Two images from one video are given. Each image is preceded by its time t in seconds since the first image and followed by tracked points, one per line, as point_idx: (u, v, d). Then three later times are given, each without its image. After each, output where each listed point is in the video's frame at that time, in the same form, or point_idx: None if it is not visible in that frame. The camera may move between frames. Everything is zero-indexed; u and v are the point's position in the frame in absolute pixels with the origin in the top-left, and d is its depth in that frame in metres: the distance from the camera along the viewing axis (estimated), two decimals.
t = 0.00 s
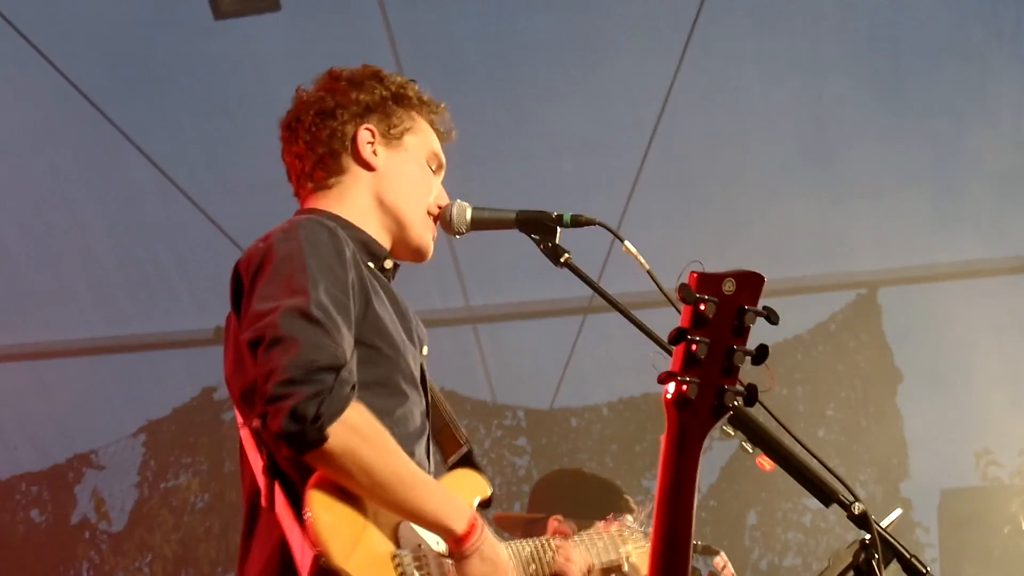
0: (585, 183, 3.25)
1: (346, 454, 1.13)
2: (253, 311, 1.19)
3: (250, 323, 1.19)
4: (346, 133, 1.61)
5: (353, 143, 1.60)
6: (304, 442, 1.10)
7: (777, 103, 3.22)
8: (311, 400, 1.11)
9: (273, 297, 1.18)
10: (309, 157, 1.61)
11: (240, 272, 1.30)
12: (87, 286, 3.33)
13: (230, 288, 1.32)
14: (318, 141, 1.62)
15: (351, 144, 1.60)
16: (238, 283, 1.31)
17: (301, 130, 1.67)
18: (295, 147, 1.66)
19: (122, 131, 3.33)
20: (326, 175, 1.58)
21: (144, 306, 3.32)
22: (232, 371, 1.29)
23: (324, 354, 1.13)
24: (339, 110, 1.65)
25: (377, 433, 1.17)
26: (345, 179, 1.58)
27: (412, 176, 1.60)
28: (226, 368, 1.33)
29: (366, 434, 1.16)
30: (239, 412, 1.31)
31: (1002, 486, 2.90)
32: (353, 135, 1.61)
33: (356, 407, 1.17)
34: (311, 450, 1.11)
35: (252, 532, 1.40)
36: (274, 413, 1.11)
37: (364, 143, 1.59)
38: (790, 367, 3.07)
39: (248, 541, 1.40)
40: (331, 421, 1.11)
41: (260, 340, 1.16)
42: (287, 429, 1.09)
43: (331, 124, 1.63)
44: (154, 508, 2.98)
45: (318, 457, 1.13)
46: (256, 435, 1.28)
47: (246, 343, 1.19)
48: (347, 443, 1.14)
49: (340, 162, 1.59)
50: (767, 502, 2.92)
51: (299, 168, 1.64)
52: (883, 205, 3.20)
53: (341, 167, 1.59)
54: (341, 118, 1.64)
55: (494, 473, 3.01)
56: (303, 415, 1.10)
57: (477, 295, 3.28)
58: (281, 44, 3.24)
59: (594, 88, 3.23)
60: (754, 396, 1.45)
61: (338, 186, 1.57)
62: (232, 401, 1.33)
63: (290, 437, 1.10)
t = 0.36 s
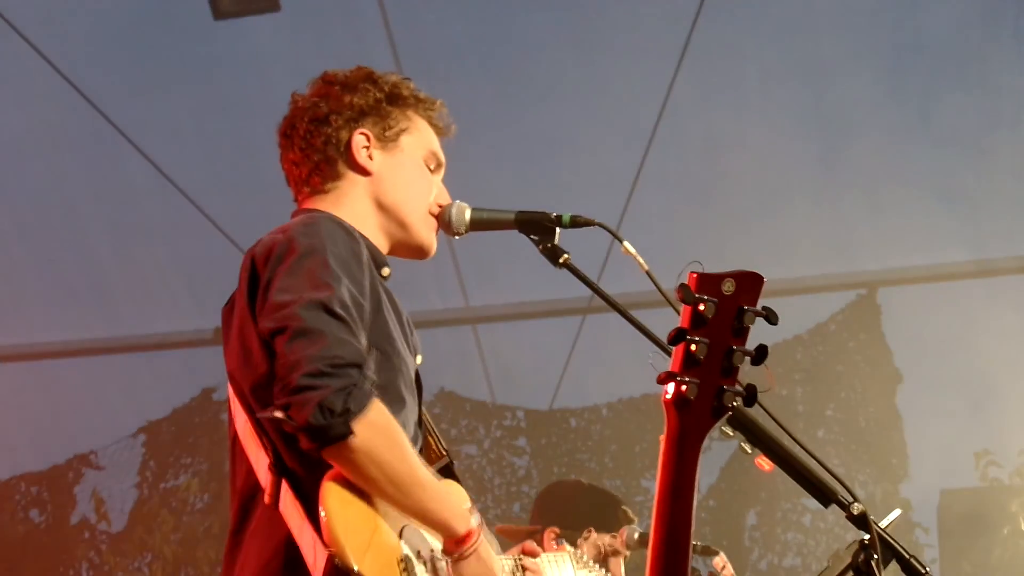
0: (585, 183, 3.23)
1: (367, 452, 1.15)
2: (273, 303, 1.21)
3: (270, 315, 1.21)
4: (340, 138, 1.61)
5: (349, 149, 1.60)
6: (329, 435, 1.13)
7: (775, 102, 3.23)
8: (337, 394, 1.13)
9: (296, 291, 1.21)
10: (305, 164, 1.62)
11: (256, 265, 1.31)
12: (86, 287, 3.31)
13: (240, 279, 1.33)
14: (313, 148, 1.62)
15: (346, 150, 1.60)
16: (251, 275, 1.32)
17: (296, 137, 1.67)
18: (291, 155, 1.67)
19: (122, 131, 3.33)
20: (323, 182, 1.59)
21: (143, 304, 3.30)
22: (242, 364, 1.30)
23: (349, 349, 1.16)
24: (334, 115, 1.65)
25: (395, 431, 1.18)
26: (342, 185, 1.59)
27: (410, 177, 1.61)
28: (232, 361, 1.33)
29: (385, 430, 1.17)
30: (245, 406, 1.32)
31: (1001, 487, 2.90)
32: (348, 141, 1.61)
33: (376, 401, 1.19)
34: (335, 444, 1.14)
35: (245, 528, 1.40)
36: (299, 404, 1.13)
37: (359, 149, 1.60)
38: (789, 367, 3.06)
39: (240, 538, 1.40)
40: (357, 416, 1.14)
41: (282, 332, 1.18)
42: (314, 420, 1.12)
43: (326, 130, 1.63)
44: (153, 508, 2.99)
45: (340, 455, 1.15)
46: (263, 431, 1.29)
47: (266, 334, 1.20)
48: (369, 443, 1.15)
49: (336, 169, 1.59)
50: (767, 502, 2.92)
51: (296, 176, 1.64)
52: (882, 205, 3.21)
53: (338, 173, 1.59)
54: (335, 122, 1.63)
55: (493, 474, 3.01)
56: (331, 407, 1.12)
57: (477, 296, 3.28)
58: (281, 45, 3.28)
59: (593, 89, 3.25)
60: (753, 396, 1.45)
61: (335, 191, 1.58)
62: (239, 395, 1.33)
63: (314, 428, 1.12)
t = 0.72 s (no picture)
0: (585, 184, 3.25)
1: (358, 470, 1.14)
2: (273, 318, 1.21)
3: (270, 330, 1.21)
4: (341, 138, 1.61)
5: (349, 149, 1.60)
6: (322, 457, 1.12)
7: (776, 102, 3.22)
8: (332, 415, 1.13)
9: (296, 307, 1.20)
10: (305, 162, 1.62)
11: (257, 274, 1.30)
12: (88, 287, 3.33)
13: (241, 287, 1.32)
14: (313, 147, 1.62)
15: (347, 150, 1.60)
16: (252, 283, 1.31)
17: (297, 137, 1.67)
18: (291, 153, 1.67)
19: (122, 131, 3.32)
20: (323, 180, 1.59)
21: (145, 305, 3.32)
22: (240, 374, 1.30)
23: (346, 371, 1.16)
24: (335, 115, 1.66)
25: (386, 448, 1.17)
26: (341, 184, 1.58)
27: (410, 176, 1.61)
28: (231, 368, 1.33)
29: (380, 451, 1.16)
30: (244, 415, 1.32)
31: (1000, 487, 2.87)
32: (348, 141, 1.61)
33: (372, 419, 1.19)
34: (329, 464, 1.14)
35: (239, 532, 1.39)
36: (294, 425, 1.13)
37: (359, 148, 1.60)
38: (789, 367, 3.07)
39: (233, 542, 1.39)
40: (351, 437, 1.14)
41: (280, 349, 1.18)
42: (307, 442, 1.12)
43: (326, 129, 1.63)
44: (152, 508, 2.99)
45: (331, 473, 1.14)
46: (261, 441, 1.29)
47: (264, 349, 1.20)
48: (359, 461, 1.14)
49: (335, 168, 1.59)
50: (767, 502, 2.91)
51: (296, 176, 1.64)
52: (881, 206, 3.21)
53: (338, 173, 1.59)
54: (336, 122, 1.64)
55: (492, 474, 2.99)
56: (325, 429, 1.12)
57: (476, 295, 3.28)
58: (281, 44, 3.26)
59: (593, 90, 3.25)
60: (753, 397, 1.45)
61: (334, 190, 1.58)
62: (237, 404, 1.34)
63: (308, 450, 1.12)
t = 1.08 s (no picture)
0: (584, 184, 3.25)
1: (305, 475, 1.14)
2: (229, 329, 1.22)
3: (226, 340, 1.22)
4: (332, 147, 1.61)
5: (340, 159, 1.59)
6: (263, 466, 1.12)
7: (776, 102, 3.22)
8: (269, 426, 1.12)
9: (249, 318, 1.20)
10: (299, 175, 1.61)
11: (228, 285, 1.31)
12: (87, 286, 3.33)
13: (217, 299, 1.34)
14: (304, 159, 1.61)
15: (339, 161, 1.60)
16: (224, 295, 1.33)
17: (287, 149, 1.66)
18: (283, 165, 1.66)
19: (124, 133, 3.33)
20: (318, 192, 1.58)
21: (145, 305, 3.31)
22: (211, 384, 1.32)
23: (287, 381, 1.14)
24: (324, 124, 1.64)
25: (336, 450, 1.17)
26: (336, 195, 1.58)
27: (404, 181, 1.61)
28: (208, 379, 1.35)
29: (329, 455, 1.16)
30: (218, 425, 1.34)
31: (1000, 486, 2.88)
32: (339, 150, 1.60)
33: (318, 426, 1.17)
34: (271, 473, 1.13)
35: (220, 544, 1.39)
36: (234, 435, 1.13)
37: (350, 158, 1.59)
38: (789, 367, 3.07)
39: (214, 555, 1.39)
40: (289, 447, 1.12)
41: (230, 359, 1.18)
42: (245, 453, 1.12)
43: (316, 141, 1.62)
44: (153, 508, 2.98)
45: (279, 480, 1.15)
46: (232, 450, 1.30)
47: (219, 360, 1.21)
48: (307, 466, 1.15)
49: (328, 180, 1.58)
50: (767, 502, 2.91)
51: (291, 189, 1.63)
52: (883, 205, 3.20)
53: (332, 185, 1.58)
54: (325, 131, 1.63)
55: (492, 474, 3.01)
56: (261, 441, 1.11)
57: (476, 295, 3.28)
58: (280, 43, 3.25)
59: (593, 89, 3.24)
60: (753, 396, 1.45)
61: (329, 203, 1.57)
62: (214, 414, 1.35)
63: (247, 460, 1.12)
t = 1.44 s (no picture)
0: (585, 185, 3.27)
1: (272, 482, 1.14)
2: (210, 330, 1.22)
3: (206, 341, 1.22)
4: (323, 160, 1.61)
5: (332, 172, 1.60)
6: (233, 469, 1.13)
7: (775, 102, 3.23)
8: (242, 429, 1.13)
9: (230, 320, 1.21)
10: (292, 190, 1.62)
11: (212, 284, 1.32)
12: (87, 287, 3.34)
13: (200, 297, 1.34)
14: (295, 175, 1.62)
15: (331, 174, 1.60)
16: (207, 294, 1.33)
17: (279, 164, 1.67)
18: (276, 179, 1.67)
19: (124, 134, 3.34)
20: (312, 206, 1.59)
21: (145, 306, 3.31)
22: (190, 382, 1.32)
23: (263, 386, 1.15)
24: (314, 137, 1.65)
25: (304, 462, 1.17)
26: (328, 207, 1.58)
27: (398, 186, 1.61)
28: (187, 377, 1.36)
29: (299, 465, 1.17)
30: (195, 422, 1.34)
31: (1001, 487, 2.87)
32: (331, 163, 1.61)
33: (291, 435, 1.17)
34: (240, 476, 1.14)
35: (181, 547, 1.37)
36: (206, 436, 1.14)
37: (342, 170, 1.59)
38: (787, 368, 3.09)
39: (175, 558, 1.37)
40: (260, 452, 1.13)
41: (209, 360, 1.19)
42: (216, 454, 1.12)
43: (306, 156, 1.63)
44: (151, 509, 2.97)
45: (247, 485, 1.15)
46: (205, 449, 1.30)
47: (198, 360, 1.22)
48: (274, 473, 1.14)
49: (320, 195, 1.59)
50: (767, 502, 2.91)
51: (286, 202, 1.64)
52: (883, 205, 3.19)
53: (325, 199, 1.59)
54: (314, 145, 1.63)
55: (491, 474, 3.03)
56: (233, 444, 1.12)
57: (474, 295, 3.30)
58: (279, 42, 3.25)
59: (592, 90, 3.26)
60: (752, 396, 1.45)
61: (322, 216, 1.58)
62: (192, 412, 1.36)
63: (218, 462, 1.13)
